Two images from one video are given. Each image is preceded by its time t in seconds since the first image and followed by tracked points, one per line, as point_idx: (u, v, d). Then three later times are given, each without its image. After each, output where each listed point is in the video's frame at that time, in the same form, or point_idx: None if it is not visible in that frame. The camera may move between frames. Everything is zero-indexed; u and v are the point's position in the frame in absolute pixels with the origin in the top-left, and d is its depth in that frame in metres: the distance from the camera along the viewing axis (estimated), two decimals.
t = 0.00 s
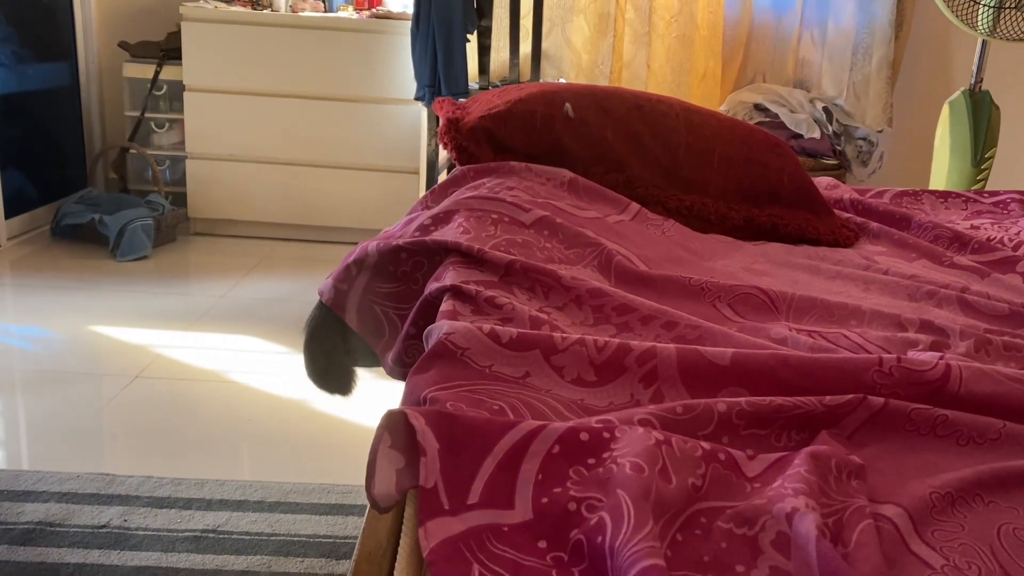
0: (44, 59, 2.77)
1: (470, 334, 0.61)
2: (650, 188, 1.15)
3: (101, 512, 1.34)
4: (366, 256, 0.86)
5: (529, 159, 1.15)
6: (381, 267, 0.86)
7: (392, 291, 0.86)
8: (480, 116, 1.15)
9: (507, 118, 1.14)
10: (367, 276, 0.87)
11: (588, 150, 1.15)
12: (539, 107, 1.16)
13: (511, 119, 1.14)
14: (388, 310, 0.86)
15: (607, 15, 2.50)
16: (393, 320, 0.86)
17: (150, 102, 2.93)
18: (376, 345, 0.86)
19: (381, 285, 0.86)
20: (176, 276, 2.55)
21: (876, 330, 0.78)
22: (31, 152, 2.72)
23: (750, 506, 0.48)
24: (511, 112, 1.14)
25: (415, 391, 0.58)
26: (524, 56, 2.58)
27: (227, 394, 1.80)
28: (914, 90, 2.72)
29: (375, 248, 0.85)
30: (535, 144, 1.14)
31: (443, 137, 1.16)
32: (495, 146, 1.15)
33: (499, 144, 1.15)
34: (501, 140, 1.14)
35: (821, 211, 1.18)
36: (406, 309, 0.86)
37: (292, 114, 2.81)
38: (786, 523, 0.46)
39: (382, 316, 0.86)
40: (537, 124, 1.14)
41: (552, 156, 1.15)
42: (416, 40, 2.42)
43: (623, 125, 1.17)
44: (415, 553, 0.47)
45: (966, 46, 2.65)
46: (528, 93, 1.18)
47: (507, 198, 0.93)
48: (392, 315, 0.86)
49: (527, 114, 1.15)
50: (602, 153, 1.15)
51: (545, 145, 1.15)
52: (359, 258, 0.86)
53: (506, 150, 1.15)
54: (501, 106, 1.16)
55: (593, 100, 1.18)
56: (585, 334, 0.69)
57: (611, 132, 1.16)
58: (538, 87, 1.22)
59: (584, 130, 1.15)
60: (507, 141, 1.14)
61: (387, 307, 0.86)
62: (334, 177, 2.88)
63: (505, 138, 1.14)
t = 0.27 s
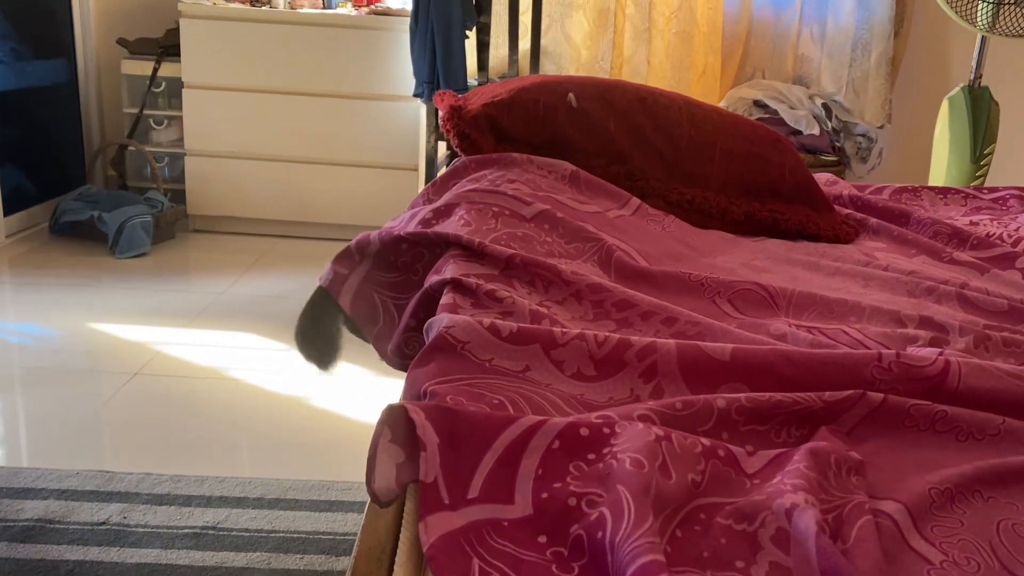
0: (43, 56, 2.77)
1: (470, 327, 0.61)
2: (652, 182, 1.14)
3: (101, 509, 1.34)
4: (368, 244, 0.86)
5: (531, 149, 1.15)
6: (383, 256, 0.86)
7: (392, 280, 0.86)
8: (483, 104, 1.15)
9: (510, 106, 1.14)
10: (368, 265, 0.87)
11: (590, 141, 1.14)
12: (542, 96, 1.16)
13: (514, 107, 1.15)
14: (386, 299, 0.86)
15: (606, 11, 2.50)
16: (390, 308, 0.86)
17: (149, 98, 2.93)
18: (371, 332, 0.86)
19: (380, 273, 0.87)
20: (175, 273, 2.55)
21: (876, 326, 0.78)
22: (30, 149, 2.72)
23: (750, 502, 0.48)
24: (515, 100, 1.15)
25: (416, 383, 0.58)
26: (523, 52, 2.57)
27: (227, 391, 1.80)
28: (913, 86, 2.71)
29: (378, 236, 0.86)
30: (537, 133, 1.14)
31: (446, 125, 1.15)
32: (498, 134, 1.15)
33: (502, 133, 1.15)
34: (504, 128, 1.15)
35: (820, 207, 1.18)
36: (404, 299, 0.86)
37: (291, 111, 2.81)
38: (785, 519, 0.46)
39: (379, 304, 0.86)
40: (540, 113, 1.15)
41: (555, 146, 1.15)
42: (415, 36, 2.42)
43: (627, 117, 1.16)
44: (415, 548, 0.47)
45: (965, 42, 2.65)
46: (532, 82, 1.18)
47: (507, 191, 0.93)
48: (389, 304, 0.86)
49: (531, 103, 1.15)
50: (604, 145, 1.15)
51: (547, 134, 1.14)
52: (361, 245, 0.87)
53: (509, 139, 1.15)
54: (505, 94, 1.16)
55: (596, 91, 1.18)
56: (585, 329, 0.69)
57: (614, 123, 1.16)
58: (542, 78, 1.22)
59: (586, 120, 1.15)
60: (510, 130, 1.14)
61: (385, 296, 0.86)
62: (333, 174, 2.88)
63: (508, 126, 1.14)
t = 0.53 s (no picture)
0: (39, 52, 2.76)
1: (468, 322, 0.61)
2: (653, 175, 1.14)
3: (97, 506, 1.34)
4: (369, 231, 0.86)
5: (532, 140, 1.15)
6: (382, 245, 0.86)
7: (390, 271, 0.85)
8: (486, 92, 1.14)
9: (513, 96, 1.14)
10: (367, 252, 0.86)
11: (592, 133, 1.14)
12: (545, 86, 1.15)
13: (516, 97, 1.14)
14: (380, 286, 0.84)
15: (603, 6, 2.50)
16: (382, 295, 0.84)
17: (145, 95, 2.93)
18: (359, 314, 0.83)
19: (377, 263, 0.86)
20: (172, 270, 2.55)
21: (873, 323, 0.78)
22: (26, 146, 2.71)
23: (748, 498, 0.48)
24: (518, 90, 1.14)
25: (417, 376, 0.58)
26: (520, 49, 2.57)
27: (223, 388, 1.80)
28: (910, 82, 2.72)
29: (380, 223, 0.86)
30: (540, 123, 1.14)
31: (447, 112, 1.14)
32: (500, 123, 1.15)
33: (503, 122, 1.15)
34: (506, 117, 1.14)
35: (817, 204, 1.18)
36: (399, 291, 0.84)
37: (288, 107, 2.80)
38: (783, 514, 0.46)
39: (372, 290, 0.84)
40: (543, 103, 1.14)
41: (556, 138, 1.15)
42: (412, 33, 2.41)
43: (628, 110, 1.16)
44: (413, 544, 0.47)
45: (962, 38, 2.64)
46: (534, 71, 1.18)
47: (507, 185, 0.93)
48: (382, 291, 0.84)
49: (534, 93, 1.14)
50: (605, 138, 1.15)
51: (549, 125, 1.14)
52: (363, 231, 0.87)
53: (511, 129, 1.15)
54: (508, 83, 1.15)
55: (599, 84, 1.17)
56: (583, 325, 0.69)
57: (616, 115, 1.15)
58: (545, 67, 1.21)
59: (588, 113, 1.15)
60: (512, 120, 1.14)
61: (381, 285, 0.85)
62: (330, 170, 2.88)
63: (511, 116, 1.14)
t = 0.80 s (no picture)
0: (33, 50, 2.75)
1: (464, 324, 0.61)
2: (646, 178, 1.14)
3: (91, 506, 1.34)
4: (359, 232, 0.85)
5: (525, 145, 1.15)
6: (374, 246, 0.85)
7: (382, 271, 0.85)
8: (479, 98, 1.15)
9: (506, 101, 1.14)
10: (358, 252, 0.86)
11: (585, 137, 1.14)
12: (538, 90, 1.15)
13: (509, 102, 1.14)
14: (373, 287, 0.84)
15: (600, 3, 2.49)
16: (375, 296, 0.83)
17: (139, 93, 2.92)
18: (352, 316, 0.82)
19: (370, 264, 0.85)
20: (167, 269, 2.54)
21: (868, 322, 0.78)
22: (20, 144, 2.70)
23: (744, 499, 0.48)
24: (511, 94, 1.14)
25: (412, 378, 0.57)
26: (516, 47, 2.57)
27: (218, 388, 1.79)
28: (904, 82, 2.72)
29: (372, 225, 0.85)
30: (533, 128, 1.14)
31: (440, 119, 1.15)
32: (493, 129, 1.15)
33: (497, 128, 1.15)
34: (499, 123, 1.14)
35: (813, 204, 1.18)
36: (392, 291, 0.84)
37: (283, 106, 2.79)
38: (779, 515, 0.46)
39: (364, 290, 0.84)
40: (536, 108, 1.14)
41: (549, 143, 1.15)
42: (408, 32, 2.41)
43: (622, 113, 1.16)
44: (409, 546, 0.47)
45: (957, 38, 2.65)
46: (527, 75, 1.18)
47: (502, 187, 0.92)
48: (376, 293, 0.84)
49: (527, 98, 1.14)
50: (598, 142, 1.14)
51: (542, 129, 1.14)
52: (354, 232, 0.86)
53: (504, 135, 1.15)
54: (501, 88, 1.15)
55: (592, 87, 1.17)
56: (578, 326, 0.69)
57: (609, 120, 1.15)
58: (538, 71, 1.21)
59: (581, 116, 1.15)
60: (505, 125, 1.14)
61: (374, 286, 0.84)
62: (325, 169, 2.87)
63: (504, 121, 1.14)
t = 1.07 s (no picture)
0: (23, 49, 2.73)
1: (457, 328, 0.61)
2: (639, 183, 1.14)
3: (82, 508, 1.33)
4: (358, 216, 0.84)
5: (517, 151, 1.15)
6: (368, 234, 0.83)
7: (370, 259, 0.82)
8: (470, 105, 1.15)
9: (497, 108, 1.14)
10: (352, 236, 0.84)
11: (576, 143, 1.14)
12: (528, 96, 1.15)
13: (500, 109, 1.14)
14: (356, 269, 0.81)
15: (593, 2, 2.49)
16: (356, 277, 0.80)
17: (131, 93, 2.90)
18: (328, 286, 0.79)
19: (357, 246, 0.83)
20: (159, 270, 2.53)
21: (862, 324, 0.78)
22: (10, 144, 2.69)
23: (738, 502, 0.48)
24: (502, 101, 1.14)
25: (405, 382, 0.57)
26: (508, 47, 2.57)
27: (211, 388, 1.78)
28: (896, 83, 2.73)
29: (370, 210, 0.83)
30: (524, 134, 1.14)
31: (431, 127, 1.15)
32: (484, 136, 1.15)
33: (488, 135, 1.15)
34: (490, 130, 1.14)
35: (806, 206, 1.18)
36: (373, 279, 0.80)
37: (275, 106, 2.78)
38: (773, 518, 0.46)
39: (347, 267, 0.81)
40: (527, 113, 1.14)
41: (541, 149, 1.15)
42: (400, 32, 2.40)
43: (614, 118, 1.16)
44: (401, 551, 0.46)
45: (948, 38, 2.66)
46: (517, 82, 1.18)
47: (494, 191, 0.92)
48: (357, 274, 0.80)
49: (518, 103, 1.14)
50: (590, 147, 1.14)
51: (534, 136, 1.14)
52: (354, 215, 0.84)
53: (495, 142, 1.15)
54: (492, 95, 1.15)
55: (582, 93, 1.17)
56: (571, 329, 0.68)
57: (600, 125, 1.15)
58: (528, 78, 1.21)
59: (572, 122, 1.15)
60: (497, 132, 1.14)
61: (357, 268, 0.81)
62: (318, 169, 2.86)
63: (495, 129, 1.14)
